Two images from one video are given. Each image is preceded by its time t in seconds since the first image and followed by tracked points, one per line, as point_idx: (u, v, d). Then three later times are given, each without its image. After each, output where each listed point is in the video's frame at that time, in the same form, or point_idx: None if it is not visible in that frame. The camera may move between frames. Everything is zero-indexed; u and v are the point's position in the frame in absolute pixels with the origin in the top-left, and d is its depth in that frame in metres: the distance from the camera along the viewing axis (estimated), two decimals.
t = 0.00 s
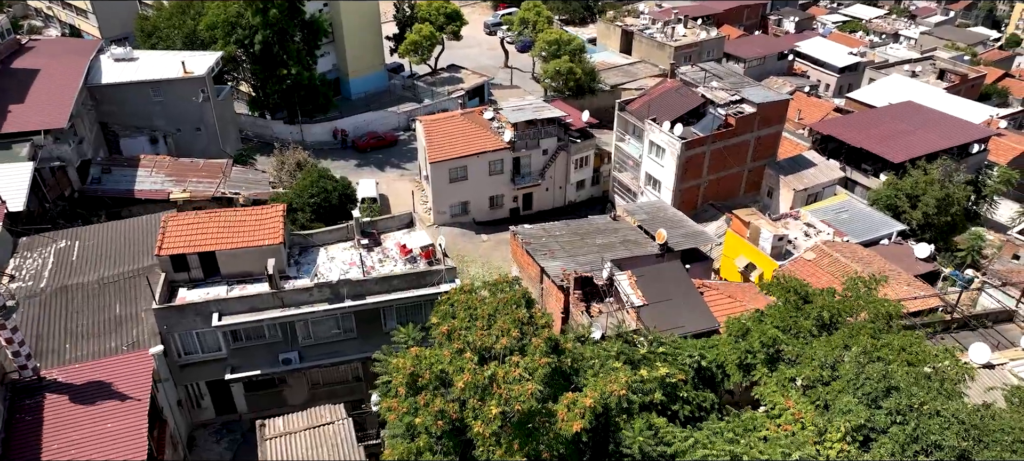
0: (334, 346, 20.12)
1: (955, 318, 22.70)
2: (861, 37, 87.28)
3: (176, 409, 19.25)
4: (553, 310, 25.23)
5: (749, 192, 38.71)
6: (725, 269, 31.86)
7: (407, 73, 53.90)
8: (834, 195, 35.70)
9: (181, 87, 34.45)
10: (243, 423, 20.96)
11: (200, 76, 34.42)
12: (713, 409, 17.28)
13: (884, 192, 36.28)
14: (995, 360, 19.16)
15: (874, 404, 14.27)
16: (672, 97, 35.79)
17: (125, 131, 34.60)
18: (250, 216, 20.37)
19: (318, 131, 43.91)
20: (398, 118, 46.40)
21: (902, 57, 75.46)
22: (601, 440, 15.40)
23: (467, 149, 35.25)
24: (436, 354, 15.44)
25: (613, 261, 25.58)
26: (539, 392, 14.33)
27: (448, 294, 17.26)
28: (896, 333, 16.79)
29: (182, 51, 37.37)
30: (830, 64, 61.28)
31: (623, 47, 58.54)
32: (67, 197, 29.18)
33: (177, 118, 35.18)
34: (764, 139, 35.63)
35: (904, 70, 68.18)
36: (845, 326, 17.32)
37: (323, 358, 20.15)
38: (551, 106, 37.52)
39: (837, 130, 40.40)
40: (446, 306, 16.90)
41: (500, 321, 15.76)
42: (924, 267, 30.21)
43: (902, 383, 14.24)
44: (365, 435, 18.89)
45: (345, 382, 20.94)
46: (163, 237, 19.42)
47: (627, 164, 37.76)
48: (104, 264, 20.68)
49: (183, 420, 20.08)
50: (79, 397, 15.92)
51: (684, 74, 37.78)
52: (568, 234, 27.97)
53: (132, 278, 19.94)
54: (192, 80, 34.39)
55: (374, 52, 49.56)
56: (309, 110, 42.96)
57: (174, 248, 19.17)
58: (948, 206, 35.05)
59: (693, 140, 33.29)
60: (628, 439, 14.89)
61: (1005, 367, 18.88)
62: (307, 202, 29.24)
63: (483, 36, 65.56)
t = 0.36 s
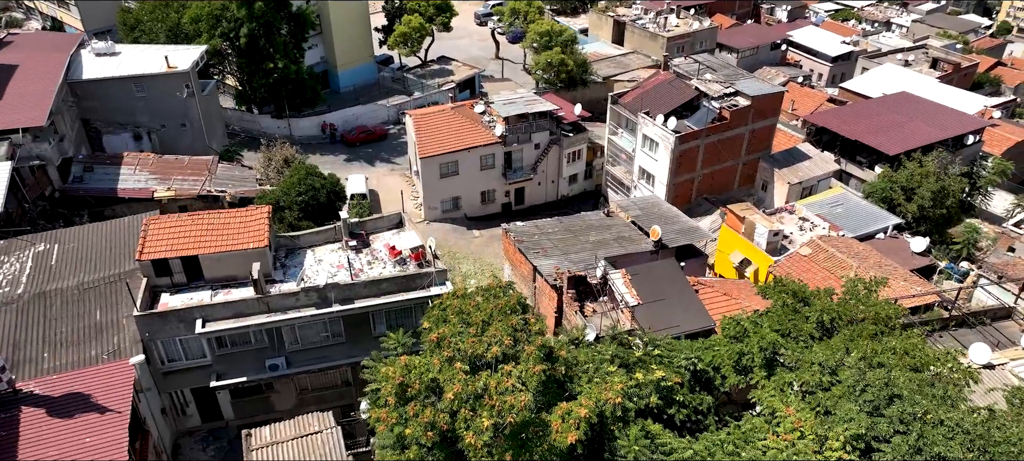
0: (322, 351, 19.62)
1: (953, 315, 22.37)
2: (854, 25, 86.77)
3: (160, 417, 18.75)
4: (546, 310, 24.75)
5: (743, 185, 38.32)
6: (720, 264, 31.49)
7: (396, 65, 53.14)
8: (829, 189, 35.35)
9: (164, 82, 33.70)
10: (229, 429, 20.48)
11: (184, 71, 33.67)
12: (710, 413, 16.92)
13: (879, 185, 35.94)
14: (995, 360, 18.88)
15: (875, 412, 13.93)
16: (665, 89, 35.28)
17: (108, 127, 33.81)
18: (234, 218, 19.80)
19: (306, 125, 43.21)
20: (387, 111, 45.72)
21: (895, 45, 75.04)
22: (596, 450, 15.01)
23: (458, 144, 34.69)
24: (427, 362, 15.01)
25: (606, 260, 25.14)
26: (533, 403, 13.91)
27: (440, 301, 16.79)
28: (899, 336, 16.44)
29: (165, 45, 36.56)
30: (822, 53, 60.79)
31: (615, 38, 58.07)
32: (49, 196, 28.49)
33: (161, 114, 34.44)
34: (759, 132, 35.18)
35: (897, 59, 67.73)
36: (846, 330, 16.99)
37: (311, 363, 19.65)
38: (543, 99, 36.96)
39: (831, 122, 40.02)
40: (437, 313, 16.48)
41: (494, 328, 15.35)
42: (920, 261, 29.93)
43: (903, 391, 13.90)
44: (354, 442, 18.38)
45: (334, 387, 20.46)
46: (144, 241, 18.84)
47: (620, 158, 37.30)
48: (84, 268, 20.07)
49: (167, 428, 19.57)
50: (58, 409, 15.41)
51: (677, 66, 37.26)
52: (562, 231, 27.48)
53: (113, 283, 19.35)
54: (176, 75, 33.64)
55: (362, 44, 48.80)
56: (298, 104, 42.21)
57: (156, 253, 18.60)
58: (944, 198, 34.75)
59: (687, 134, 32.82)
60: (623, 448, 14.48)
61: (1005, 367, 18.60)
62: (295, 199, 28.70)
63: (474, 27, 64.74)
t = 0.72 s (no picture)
0: (309, 356, 19.11)
1: (952, 312, 22.07)
2: (846, 13, 86.25)
3: (142, 426, 18.24)
4: (538, 309, 24.39)
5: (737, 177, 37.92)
6: (714, 259, 31.14)
7: (385, 56, 52.35)
8: (823, 181, 34.98)
9: (146, 77, 32.90)
10: (215, 436, 20.01)
11: (167, 65, 32.89)
12: (706, 418, 16.54)
13: (873, 177, 35.59)
14: (996, 360, 18.59)
15: (878, 422, 13.58)
16: (658, 81, 34.75)
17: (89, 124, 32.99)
18: (218, 220, 19.23)
19: (293, 118, 42.49)
20: (376, 104, 45.02)
21: (887, 33, 74.58)
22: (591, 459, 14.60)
23: (448, 138, 34.10)
24: (417, 371, 14.50)
25: (600, 257, 24.68)
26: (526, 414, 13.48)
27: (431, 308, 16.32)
28: (901, 339, 16.08)
29: (147, 39, 35.67)
30: (815, 41, 60.31)
31: (606, 27, 57.61)
32: (28, 196, 27.75)
33: (143, 109, 33.66)
34: (753, 123, 34.72)
35: (889, 47, 67.33)
36: (846, 334, 16.60)
37: (298, 369, 19.13)
38: (534, 91, 36.38)
39: (826, 113, 39.64)
40: (426, 319, 15.98)
41: (486, 336, 14.94)
42: (915, 254, 29.65)
43: (907, 400, 13.56)
44: (344, 450, 17.87)
45: (322, 392, 19.98)
46: (124, 245, 18.26)
47: (613, 150, 36.80)
48: (62, 273, 19.45)
49: (150, 436, 19.06)
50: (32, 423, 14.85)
51: (670, 57, 36.70)
52: (554, 227, 26.97)
53: (92, 289, 18.76)
54: (158, 69, 32.85)
55: (350, 35, 48.02)
56: (284, 97, 41.62)
57: (136, 258, 18.02)
58: (939, 190, 34.44)
59: (681, 126, 32.33)
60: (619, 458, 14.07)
61: (1005, 367, 18.31)
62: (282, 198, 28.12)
63: (463, 16, 63.88)
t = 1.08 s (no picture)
0: (297, 361, 18.62)
1: (950, 309, 21.79)
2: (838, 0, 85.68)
3: (125, 436, 17.75)
4: (531, 307, 24.10)
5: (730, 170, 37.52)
6: (709, 254, 30.73)
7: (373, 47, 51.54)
8: (818, 174, 34.59)
9: (129, 72, 32.12)
10: (201, 444, 19.55)
11: (150, 60, 32.11)
12: (703, 422, 16.19)
13: (869, 168, 35.22)
14: (996, 359, 18.28)
15: (881, 431, 13.25)
16: (651, 73, 34.25)
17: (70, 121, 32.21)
18: (200, 223, 18.66)
19: (281, 112, 41.77)
20: (365, 96, 44.32)
21: (880, 20, 74.08)
22: None
23: (438, 132, 33.52)
24: (407, 381, 14.06)
25: (594, 254, 24.24)
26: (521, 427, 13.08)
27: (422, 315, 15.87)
28: (901, 342, 15.75)
29: (129, 33, 34.83)
30: (808, 29, 59.80)
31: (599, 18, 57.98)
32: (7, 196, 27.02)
33: (126, 105, 32.90)
34: (747, 116, 34.29)
35: (882, 35, 66.90)
36: (846, 338, 16.23)
37: (285, 375, 18.65)
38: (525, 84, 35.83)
39: (820, 104, 39.25)
40: (416, 326, 15.54)
41: (479, 344, 14.50)
42: (911, 248, 29.37)
43: (910, 408, 13.24)
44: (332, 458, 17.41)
45: (311, 397, 19.51)
46: (103, 251, 17.67)
47: (606, 143, 36.32)
48: (41, 278, 18.86)
49: (134, 445, 18.57)
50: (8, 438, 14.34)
51: (663, 49, 36.16)
52: (547, 224, 26.49)
53: (71, 295, 18.20)
54: (141, 64, 32.07)
55: (338, 27, 47.23)
56: (271, 91, 40.96)
57: (115, 264, 17.44)
58: (934, 181, 34.14)
59: (675, 119, 31.86)
60: None
61: (1005, 367, 18.02)
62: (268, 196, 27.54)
63: (453, 6, 63.03)
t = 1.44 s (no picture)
0: (283, 367, 18.12)
1: (948, 305, 21.51)
2: None
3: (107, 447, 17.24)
4: (524, 306, 23.72)
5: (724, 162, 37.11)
6: (703, 248, 30.42)
7: (361, 38, 50.70)
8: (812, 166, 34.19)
9: (110, 67, 31.31)
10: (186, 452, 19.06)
11: (131, 55, 31.29)
12: (700, 427, 15.83)
13: (863, 160, 34.85)
14: (996, 359, 17.98)
15: (884, 443, 12.95)
16: (644, 64, 33.70)
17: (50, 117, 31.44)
18: (182, 226, 18.08)
19: (268, 105, 41.02)
20: (353, 89, 43.57)
21: (873, 7, 73.54)
22: None
23: (428, 126, 32.92)
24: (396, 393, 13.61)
25: (587, 252, 23.78)
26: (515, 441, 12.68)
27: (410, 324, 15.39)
28: (902, 346, 15.43)
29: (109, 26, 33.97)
30: (800, 17, 59.25)
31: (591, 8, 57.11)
32: None
33: (108, 100, 32.09)
34: (741, 107, 33.83)
35: (875, 22, 66.40)
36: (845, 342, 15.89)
37: (272, 381, 18.16)
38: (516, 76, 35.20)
39: (814, 94, 38.82)
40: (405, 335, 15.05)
41: (469, 355, 14.06)
42: (907, 241, 29.07)
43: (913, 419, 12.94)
44: None
45: (299, 403, 19.03)
46: (81, 257, 17.06)
47: (598, 136, 35.82)
48: (17, 285, 18.27)
49: (116, 455, 18.06)
50: None
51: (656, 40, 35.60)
52: (539, 220, 26.01)
53: (48, 302, 17.64)
54: (122, 58, 31.26)
55: (325, 17, 46.39)
56: (257, 84, 40.19)
57: (94, 270, 16.84)
58: (930, 173, 33.81)
59: (668, 112, 31.37)
60: None
61: (1006, 367, 17.71)
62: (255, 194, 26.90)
63: None
